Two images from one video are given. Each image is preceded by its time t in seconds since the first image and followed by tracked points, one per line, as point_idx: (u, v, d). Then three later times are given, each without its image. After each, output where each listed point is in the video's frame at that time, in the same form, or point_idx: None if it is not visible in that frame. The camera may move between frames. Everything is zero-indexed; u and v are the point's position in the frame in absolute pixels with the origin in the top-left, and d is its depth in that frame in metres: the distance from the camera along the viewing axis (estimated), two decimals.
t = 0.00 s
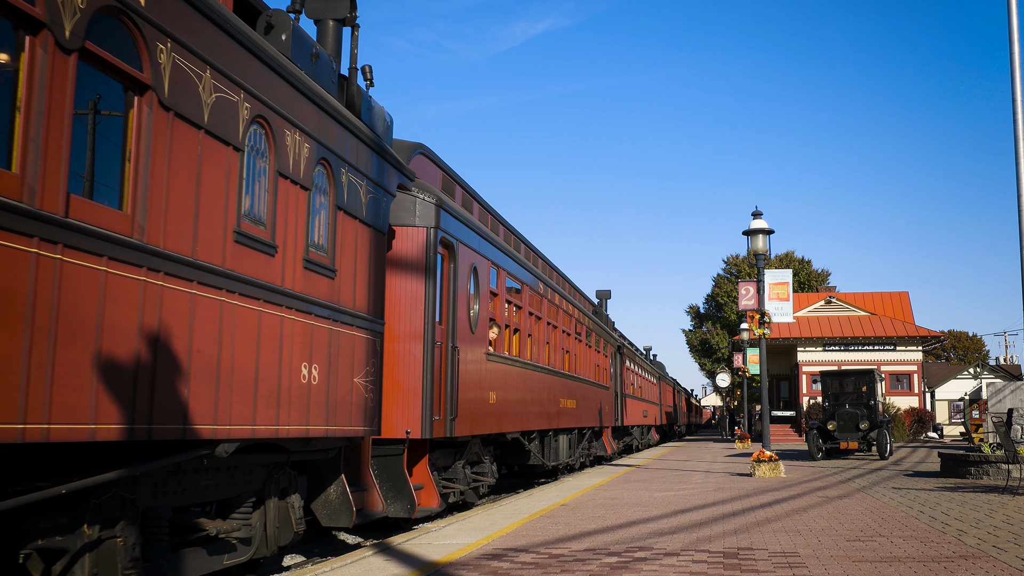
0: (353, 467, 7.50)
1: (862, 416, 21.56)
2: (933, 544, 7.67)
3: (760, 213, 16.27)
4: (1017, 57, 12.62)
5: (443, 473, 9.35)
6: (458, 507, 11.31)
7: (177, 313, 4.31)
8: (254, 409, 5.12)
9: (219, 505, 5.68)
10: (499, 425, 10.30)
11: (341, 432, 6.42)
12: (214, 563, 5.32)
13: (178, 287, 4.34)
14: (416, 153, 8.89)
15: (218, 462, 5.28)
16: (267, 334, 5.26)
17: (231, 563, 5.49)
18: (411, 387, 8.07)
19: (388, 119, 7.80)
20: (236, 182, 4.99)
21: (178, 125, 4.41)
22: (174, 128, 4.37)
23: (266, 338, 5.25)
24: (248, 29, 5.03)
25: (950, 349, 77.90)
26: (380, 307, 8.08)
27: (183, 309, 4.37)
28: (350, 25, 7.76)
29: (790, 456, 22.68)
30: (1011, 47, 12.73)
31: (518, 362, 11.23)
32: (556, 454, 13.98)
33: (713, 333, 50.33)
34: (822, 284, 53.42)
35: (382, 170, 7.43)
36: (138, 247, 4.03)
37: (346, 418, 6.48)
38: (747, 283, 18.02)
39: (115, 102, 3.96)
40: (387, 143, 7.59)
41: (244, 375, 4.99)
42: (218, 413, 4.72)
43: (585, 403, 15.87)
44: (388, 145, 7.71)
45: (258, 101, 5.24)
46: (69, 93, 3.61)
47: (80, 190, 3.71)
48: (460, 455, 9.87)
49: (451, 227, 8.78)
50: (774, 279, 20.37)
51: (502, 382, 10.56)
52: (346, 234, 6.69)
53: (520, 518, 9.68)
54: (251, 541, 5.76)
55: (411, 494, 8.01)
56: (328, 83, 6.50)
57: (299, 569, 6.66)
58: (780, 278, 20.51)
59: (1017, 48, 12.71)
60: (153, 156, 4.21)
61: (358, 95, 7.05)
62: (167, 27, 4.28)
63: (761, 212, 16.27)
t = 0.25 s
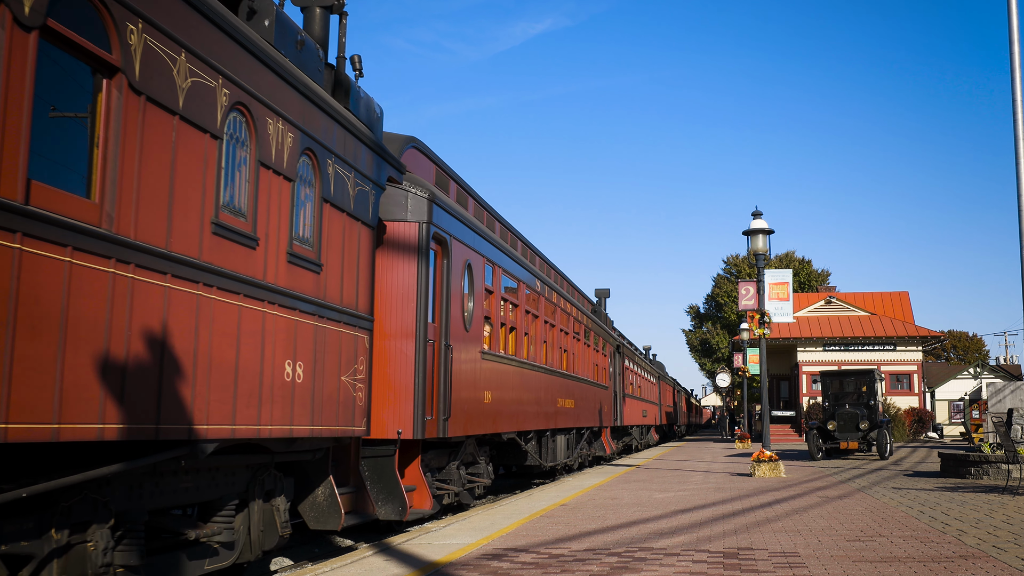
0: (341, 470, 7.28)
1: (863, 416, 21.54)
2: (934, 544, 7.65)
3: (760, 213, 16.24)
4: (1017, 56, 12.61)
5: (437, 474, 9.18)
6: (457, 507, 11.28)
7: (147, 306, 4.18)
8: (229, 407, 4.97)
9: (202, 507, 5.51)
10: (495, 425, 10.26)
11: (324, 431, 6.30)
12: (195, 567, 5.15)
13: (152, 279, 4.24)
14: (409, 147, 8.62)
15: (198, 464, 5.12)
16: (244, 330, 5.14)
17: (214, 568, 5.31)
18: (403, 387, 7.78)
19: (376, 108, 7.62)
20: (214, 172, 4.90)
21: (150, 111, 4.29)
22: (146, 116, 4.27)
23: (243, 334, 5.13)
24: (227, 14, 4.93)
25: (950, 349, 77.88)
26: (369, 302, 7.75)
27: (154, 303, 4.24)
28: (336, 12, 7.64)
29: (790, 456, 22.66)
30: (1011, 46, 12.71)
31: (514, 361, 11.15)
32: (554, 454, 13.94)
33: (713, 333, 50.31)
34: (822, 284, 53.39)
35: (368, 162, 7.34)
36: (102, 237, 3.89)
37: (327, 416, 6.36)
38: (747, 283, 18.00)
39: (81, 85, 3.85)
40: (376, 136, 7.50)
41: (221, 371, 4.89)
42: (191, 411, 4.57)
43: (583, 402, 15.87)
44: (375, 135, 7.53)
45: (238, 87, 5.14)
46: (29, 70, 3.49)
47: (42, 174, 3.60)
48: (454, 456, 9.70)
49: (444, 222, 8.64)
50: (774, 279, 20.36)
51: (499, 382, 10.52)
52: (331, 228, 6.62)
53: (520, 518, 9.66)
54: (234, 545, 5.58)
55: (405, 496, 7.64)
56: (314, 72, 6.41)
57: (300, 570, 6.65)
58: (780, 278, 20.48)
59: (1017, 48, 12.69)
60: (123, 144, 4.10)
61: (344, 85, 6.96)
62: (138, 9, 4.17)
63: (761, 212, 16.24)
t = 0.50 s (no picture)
0: (330, 472, 7.06)
1: (863, 416, 21.52)
2: (934, 544, 7.63)
3: (760, 212, 16.21)
4: (1017, 56, 12.59)
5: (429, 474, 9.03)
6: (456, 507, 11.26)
7: (116, 299, 3.97)
8: (206, 405, 4.77)
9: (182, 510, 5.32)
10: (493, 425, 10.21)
11: (310, 431, 6.10)
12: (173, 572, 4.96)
13: (122, 272, 4.03)
14: (402, 140, 8.34)
15: (176, 465, 4.92)
16: (223, 326, 4.94)
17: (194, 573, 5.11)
18: (395, 386, 7.62)
19: (364, 98, 7.42)
20: (192, 161, 4.68)
21: (121, 95, 4.07)
22: (117, 100, 4.05)
23: (222, 331, 4.92)
24: None
25: (951, 349, 77.85)
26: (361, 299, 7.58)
27: (124, 296, 4.03)
28: None
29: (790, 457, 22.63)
30: (1011, 45, 12.69)
31: (510, 360, 11.06)
32: (552, 454, 13.90)
33: (713, 333, 50.30)
34: (822, 284, 53.37)
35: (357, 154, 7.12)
36: (67, 227, 3.69)
37: (313, 415, 6.14)
38: (747, 283, 17.98)
39: (46, 66, 3.66)
40: (365, 127, 7.28)
41: (200, 369, 4.69)
42: (166, 410, 4.37)
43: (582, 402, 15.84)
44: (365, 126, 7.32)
45: (215, 73, 4.92)
46: None
47: None
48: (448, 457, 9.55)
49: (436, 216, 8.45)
50: (774, 279, 20.34)
51: (497, 381, 10.47)
52: (318, 221, 6.38)
53: (520, 518, 9.64)
54: (216, 549, 5.39)
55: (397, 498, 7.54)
56: (299, 59, 6.18)
57: (300, 570, 6.64)
58: (780, 278, 20.46)
59: (1017, 47, 12.67)
60: (93, 130, 3.88)
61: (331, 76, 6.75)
62: None
63: (761, 212, 16.21)
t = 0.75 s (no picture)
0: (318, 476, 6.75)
1: (863, 416, 21.53)
2: (934, 544, 7.64)
3: (760, 212, 16.21)
4: (1018, 56, 12.60)
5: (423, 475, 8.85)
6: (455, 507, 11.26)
7: (81, 293, 3.76)
8: (184, 404, 4.55)
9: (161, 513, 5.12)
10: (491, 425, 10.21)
11: (296, 431, 5.85)
12: None
13: (90, 264, 3.83)
14: (392, 133, 8.00)
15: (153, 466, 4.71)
16: (201, 322, 4.71)
17: None
18: (388, 386, 7.33)
19: (352, 89, 7.19)
20: (166, 149, 4.44)
21: (88, 78, 3.85)
22: (83, 84, 3.82)
23: (201, 327, 4.70)
24: None
25: (951, 349, 77.86)
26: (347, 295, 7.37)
27: (91, 290, 3.82)
28: None
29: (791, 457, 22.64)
30: (1011, 46, 12.70)
31: (506, 358, 10.96)
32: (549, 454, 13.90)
33: (713, 333, 50.31)
34: (822, 284, 53.39)
35: (346, 146, 6.88)
36: (29, 215, 3.48)
37: (299, 415, 5.90)
38: (747, 283, 17.99)
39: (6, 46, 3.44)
40: (354, 119, 7.04)
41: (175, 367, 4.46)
42: (139, 408, 4.15)
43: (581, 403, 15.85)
44: (353, 118, 7.10)
45: (191, 57, 4.67)
46: None
47: None
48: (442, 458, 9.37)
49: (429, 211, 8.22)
50: (774, 279, 20.35)
51: (494, 381, 10.42)
52: (303, 215, 6.14)
53: (520, 518, 9.65)
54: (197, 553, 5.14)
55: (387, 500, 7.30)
56: (283, 47, 5.93)
57: (300, 570, 6.65)
58: (780, 278, 20.47)
59: (1017, 47, 12.68)
60: (56, 114, 3.66)
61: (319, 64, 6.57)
62: None
63: (761, 212, 16.21)
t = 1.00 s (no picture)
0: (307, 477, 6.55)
1: (863, 416, 21.54)
2: (934, 544, 7.65)
3: (760, 212, 16.21)
4: (1017, 56, 12.61)
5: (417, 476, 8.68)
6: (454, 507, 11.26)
7: (44, 286, 3.52)
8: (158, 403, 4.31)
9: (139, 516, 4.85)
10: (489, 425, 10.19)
11: (281, 431, 5.59)
12: None
13: (54, 255, 3.58)
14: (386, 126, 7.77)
15: (130, 468, 4.45)
16: (177, 316, 4.46)
17: None
18: (380, 383, 7.22)
19: (342, 78, 6.92)
20: (140, 136, 4.18)
21: (54, 59, 3.58)
22: (48, 65, 3.55)
23: (176, 322, 4.45)
24: None
25: (951, 349, 77.88)
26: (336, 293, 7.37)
27: (55, 283, 3.58)
28: None
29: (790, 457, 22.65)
30: (1011, 46, 12.71)
31: (503, 358, 10.85)
32: (546, 455, 13.90)
33: (713, 333, 50.33)
34: (822, 284, 53.41)
35: (336, 138, 6.60)
36: None
37: (285, 416, 5.64)
38: (747, 283, 18.00)
39: None
40: (344, 110, 6.77)
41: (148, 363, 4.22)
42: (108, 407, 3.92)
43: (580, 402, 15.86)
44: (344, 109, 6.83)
45: (168, 40, 4.41)
46: None
47: None
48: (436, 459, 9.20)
49: (422, 206, 8.00)
50: (774, 279, 20.35)
51: (492, 380, 10.34)
52: (289, 207, 5.85)
53: (520, 518, 9.65)
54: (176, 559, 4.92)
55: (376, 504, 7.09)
56: (268, 33, 5.66)
57: (300, 570, 6.66)
58: (780, 278, 20.47)
59: (1017, 47, 12.69)
60: (19, 96, 3.40)
61: (305, 51, 6.23)
62: None
63: (761, 212, 16.21)
